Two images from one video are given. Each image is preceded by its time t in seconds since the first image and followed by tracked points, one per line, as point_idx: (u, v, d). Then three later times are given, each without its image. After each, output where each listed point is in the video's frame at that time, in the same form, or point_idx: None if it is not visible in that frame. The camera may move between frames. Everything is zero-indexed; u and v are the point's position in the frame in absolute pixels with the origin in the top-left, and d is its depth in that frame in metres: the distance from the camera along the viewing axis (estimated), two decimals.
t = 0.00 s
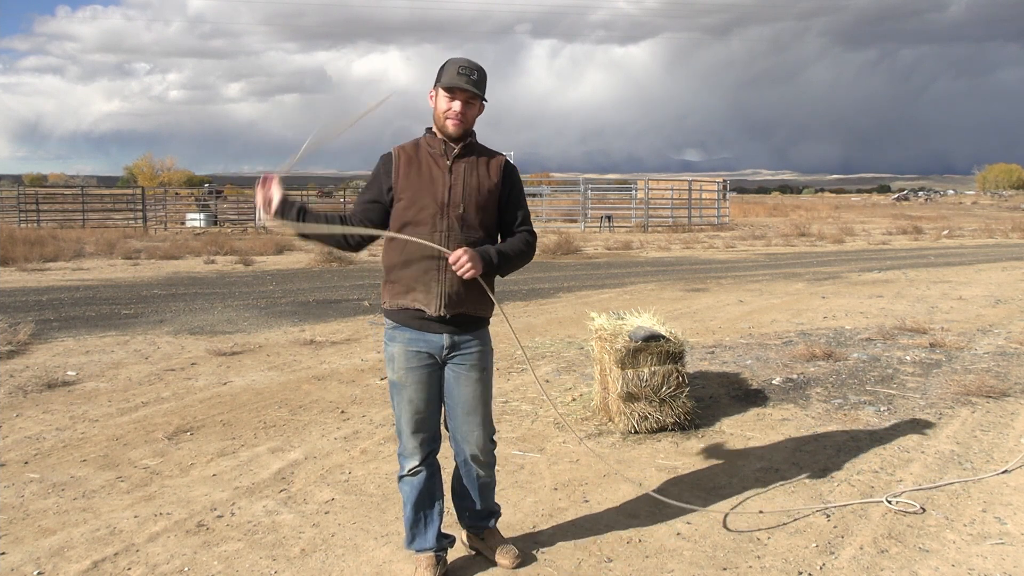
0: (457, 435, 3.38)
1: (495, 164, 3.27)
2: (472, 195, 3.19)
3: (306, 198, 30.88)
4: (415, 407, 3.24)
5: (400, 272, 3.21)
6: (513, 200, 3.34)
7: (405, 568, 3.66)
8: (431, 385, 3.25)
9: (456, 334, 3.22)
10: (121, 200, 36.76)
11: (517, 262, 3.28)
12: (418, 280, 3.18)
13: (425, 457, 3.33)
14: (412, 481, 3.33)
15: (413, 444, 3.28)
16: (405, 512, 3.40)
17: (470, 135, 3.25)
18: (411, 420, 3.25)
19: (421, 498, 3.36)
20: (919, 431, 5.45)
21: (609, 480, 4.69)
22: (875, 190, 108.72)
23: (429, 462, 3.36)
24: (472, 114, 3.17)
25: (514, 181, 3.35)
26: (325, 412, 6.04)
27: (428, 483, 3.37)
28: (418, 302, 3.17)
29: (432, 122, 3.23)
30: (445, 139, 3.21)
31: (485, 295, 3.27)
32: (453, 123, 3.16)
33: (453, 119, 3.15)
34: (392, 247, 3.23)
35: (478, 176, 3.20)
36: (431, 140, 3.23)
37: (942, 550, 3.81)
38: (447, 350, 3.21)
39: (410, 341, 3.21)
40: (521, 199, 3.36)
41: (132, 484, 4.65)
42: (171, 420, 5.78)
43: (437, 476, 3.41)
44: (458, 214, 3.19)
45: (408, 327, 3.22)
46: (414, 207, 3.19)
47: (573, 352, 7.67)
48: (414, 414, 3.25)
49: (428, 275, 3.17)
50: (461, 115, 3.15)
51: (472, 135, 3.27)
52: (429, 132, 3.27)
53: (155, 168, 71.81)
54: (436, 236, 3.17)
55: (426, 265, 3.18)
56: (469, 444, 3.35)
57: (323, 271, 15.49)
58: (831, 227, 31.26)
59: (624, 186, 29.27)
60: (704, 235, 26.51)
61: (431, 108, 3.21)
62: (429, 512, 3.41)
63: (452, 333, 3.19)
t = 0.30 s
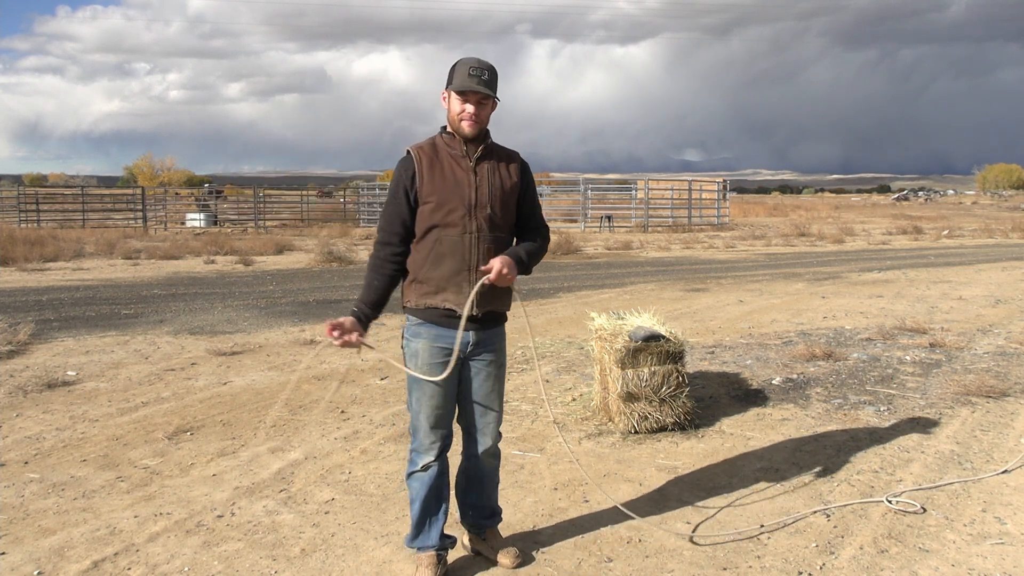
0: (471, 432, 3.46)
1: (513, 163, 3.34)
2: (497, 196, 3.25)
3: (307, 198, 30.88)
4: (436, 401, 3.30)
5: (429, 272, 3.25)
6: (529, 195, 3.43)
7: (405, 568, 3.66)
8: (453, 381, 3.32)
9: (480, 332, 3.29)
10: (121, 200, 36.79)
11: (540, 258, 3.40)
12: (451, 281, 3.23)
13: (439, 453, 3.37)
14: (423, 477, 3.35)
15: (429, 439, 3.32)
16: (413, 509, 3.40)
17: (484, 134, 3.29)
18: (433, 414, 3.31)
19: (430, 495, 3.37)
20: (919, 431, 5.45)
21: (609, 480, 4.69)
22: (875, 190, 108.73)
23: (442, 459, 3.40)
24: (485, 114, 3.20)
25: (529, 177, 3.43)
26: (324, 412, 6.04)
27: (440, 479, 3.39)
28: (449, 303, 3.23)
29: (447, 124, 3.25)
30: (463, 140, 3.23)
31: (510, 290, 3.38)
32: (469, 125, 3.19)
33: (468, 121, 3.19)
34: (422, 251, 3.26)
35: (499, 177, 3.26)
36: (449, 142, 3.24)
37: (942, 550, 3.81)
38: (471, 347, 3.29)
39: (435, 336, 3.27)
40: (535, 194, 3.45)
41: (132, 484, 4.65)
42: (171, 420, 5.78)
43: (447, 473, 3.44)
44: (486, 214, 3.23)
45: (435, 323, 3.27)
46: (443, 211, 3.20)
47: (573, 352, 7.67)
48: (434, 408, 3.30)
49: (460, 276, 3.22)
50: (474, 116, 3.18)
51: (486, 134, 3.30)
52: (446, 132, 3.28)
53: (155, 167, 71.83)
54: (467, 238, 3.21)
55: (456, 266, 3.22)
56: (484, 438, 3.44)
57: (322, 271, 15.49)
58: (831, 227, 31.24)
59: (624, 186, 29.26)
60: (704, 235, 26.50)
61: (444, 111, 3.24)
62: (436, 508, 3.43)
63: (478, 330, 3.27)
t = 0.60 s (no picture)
0: (484, 427, 3.49)
1: (520, 163, 3.43)
2: (513, 197, 3.31)
3: (307, 198, 30.88)
4: (460, 400, 3.29)
5: (453, 276, 3.24)
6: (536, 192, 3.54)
7: (405, 568, 3.67)
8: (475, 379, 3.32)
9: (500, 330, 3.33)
10: (121, 200, 36.81)
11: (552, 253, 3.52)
12: (477, 284, 3.24)
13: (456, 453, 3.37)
14: (439, 478, 3.36)
15: (451, 439, 3.31)
16: (426, 510, 3.39)
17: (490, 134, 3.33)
18: (456, 413, 3.29)
19: (445, 495, 3.38)
20: (918, 430, 5.45)
21: (609, 480, 4.69)
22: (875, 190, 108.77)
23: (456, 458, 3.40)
24: (491, 116, 3.23)
25: (533, 175, 3.53)
26: (325, 412, 6.04)
27: (454, 479, 3.40)
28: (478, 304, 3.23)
29: (455, 131, 3.27)
30: (473, 145, 3.26)
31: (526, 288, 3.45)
32: (478, 129, 3.23)
33: (476, 127, 3.22)
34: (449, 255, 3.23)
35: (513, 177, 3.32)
36: (461, 148, 3.27)
37: (942, 550, 3.81)
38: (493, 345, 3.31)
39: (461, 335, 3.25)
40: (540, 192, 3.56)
41: (132, 484, 4.65)
42: (171, 420, 5.78)
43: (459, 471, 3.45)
44: (506, 216, 3.27)
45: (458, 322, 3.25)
46: (466, 214, 3.21)
47: (573, 352, 7.67)
48: (457, 408, 3.29)
49: (485, 278, 3.24)
50: (482, 120, 3.21)
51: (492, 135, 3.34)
52: (455, 138, 3.29)
53: (155, 167, 71.83)
54: (491, 240, 3.23)
55: (484, 269, 3.24)
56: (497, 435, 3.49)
57: (322, 271, 15.48)
58: (831, 227, 31.23)
59: (624, 186, 29.24)
60: (704, 235, 26.48)
61: (450, 118, 3.26)
62: (449, 508, 3.43)
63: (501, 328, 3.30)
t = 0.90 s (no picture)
0: (487, 426, 3.50)
1: (522, 159, 3.45)
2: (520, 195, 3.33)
3: (307, 199, 30.89)
4: (466, 398, 3.29)
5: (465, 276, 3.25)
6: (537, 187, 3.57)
7: (405, 568, 3.67)
8: (481, 377, 3.32)
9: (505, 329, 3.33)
10: (121, 200, 36.85)
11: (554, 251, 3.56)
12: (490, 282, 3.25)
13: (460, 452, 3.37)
14: (443, 477, 3.36)
15: (456, 437, 3.32)
16: (429, 509, 3.39)
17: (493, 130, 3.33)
18: (461, 412, 3.30)
19: (448, 495, 3.38)
20: (919, 431, 5.45)
21: (609, 480, 4.69)
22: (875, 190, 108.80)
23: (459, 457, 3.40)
24: (493, 111, 3.23)
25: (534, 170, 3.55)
26: (325, 412, 6.04)
27: (457, 478, 3.40)
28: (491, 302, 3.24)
29: (459, 130, 3.26)
30: (478, 142, 3.27)
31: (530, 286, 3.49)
32: (481, 125, 3.22)
33: (481, 125, 3.22)
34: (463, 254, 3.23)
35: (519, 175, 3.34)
36: (467, 147, 3.27)
37: (942, 550, 3.81)
38: (499, 344, 3.31)
39: (468, 333, 3.25)
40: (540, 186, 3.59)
41: (132, 484, 4.65)
42: (171, 420, 5.78)
43: (461, 471, 3.45)
44: (514, 214, 3.29)
45: (465, 320, 3.25)
46: (479, 213, 3.21)
47: (573, 352, 7.67)
48: (462, 407, 3.29)
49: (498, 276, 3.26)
50: (484, 115, 3.20)
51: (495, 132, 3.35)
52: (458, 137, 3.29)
53: (155, 167, 71.87)
54: (502, 238, 3.25)
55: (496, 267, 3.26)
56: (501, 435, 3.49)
57: (322, 271, 15.49)
58: (831, 227, 31.23)
59: (624, 186, 29.25)
60: (704, 235, 26.48)
61: (452, 117, 3.26)
62: (451, 507, 3.43)
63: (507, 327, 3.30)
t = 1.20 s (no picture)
0: (481, 428, 3.49)
1: (518, 160, 3.41)
2: (513, 195, 3.30)
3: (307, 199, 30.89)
4: (454, 400, 3.29)
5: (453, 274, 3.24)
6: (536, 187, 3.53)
7: (405, 568, 3.66)
8: (470, 379, 3.32)
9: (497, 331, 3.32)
10: (121, 201, 36.87)
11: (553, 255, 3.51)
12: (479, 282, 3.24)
13: (449, 453, 3.37)
14: (432, 477, 3.36)
15: (443, 437, 3.32)
16: (418, 509, 3.38)
17: (486, 131, 3.33)
18: (449, 413, 3.30)
19: (437, 495, 3.38)
20: (919, 430, 5.45)
21: (609, 480, 4.69)
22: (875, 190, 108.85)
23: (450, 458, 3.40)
24: (483, 112, 3.22)
25: (534, 172, 3.51)
26: (325, 412, 6.04)
27: (447, 479, 3.40)
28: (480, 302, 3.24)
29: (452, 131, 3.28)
30: (469, 142, 3.27)
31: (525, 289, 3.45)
32: (470, 126, 3.23)
33: (470, 125, 3.22)
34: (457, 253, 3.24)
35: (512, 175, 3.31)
36: (459, 147, 3.28)
37: (942, 550, 3.81)
38: (489, 346, 3.31)
39: (456, 334, 3.25)
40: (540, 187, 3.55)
41: (132, 484, 4.65)
42: (171, 420, 5.78)
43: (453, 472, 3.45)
44: (505, 214, 3.26)
45: (455, 321, 3.26)
46: (469, 211, 3.20)
47: (573, 352, 7.67)
48: (449, 408, 3.30)
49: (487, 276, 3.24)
50: (473, 115, 3.21)
51: (489, 132, 3.34)
52: (452, 137, 3.31)
53: (155, 167, 71.89)
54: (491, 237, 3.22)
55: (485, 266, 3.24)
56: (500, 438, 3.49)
57: (322, 271, 15.49)
58: (831, 227, 31.23)
59: (624, 186, 29.24)
60: (704, 235, 26.48)
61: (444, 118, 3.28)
62: (442, 509, 3.43)
63: (498, 330, 3.30)
